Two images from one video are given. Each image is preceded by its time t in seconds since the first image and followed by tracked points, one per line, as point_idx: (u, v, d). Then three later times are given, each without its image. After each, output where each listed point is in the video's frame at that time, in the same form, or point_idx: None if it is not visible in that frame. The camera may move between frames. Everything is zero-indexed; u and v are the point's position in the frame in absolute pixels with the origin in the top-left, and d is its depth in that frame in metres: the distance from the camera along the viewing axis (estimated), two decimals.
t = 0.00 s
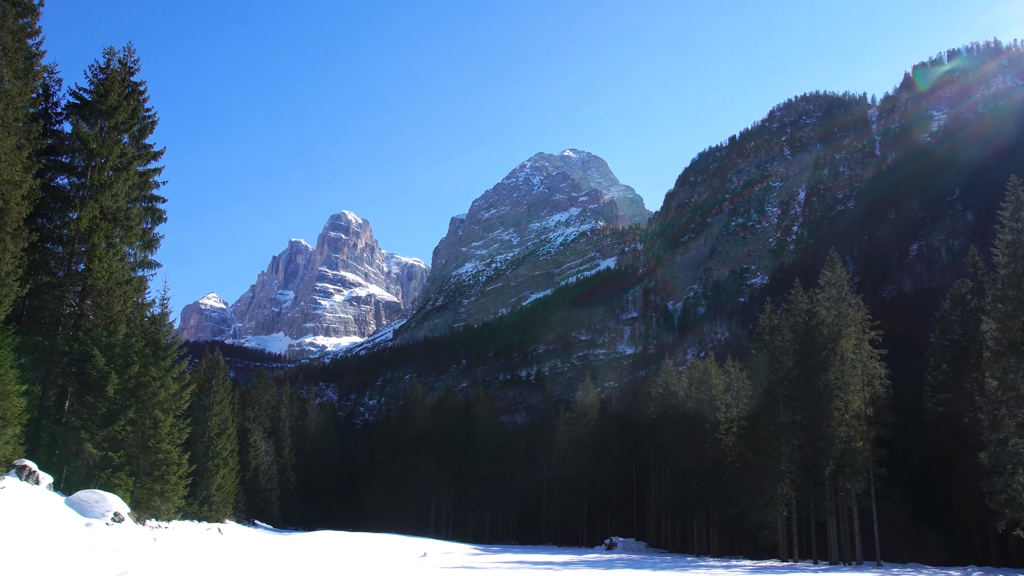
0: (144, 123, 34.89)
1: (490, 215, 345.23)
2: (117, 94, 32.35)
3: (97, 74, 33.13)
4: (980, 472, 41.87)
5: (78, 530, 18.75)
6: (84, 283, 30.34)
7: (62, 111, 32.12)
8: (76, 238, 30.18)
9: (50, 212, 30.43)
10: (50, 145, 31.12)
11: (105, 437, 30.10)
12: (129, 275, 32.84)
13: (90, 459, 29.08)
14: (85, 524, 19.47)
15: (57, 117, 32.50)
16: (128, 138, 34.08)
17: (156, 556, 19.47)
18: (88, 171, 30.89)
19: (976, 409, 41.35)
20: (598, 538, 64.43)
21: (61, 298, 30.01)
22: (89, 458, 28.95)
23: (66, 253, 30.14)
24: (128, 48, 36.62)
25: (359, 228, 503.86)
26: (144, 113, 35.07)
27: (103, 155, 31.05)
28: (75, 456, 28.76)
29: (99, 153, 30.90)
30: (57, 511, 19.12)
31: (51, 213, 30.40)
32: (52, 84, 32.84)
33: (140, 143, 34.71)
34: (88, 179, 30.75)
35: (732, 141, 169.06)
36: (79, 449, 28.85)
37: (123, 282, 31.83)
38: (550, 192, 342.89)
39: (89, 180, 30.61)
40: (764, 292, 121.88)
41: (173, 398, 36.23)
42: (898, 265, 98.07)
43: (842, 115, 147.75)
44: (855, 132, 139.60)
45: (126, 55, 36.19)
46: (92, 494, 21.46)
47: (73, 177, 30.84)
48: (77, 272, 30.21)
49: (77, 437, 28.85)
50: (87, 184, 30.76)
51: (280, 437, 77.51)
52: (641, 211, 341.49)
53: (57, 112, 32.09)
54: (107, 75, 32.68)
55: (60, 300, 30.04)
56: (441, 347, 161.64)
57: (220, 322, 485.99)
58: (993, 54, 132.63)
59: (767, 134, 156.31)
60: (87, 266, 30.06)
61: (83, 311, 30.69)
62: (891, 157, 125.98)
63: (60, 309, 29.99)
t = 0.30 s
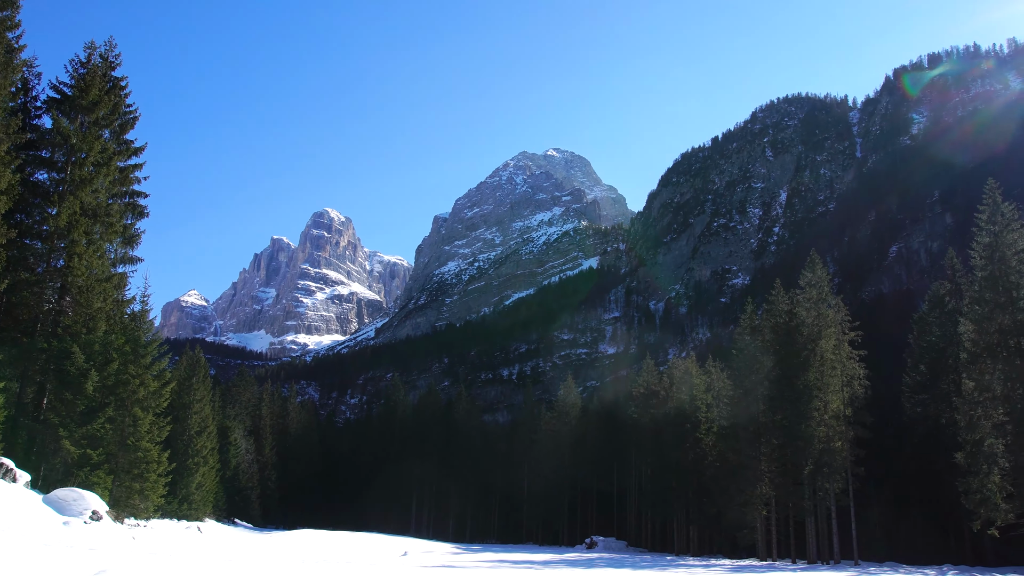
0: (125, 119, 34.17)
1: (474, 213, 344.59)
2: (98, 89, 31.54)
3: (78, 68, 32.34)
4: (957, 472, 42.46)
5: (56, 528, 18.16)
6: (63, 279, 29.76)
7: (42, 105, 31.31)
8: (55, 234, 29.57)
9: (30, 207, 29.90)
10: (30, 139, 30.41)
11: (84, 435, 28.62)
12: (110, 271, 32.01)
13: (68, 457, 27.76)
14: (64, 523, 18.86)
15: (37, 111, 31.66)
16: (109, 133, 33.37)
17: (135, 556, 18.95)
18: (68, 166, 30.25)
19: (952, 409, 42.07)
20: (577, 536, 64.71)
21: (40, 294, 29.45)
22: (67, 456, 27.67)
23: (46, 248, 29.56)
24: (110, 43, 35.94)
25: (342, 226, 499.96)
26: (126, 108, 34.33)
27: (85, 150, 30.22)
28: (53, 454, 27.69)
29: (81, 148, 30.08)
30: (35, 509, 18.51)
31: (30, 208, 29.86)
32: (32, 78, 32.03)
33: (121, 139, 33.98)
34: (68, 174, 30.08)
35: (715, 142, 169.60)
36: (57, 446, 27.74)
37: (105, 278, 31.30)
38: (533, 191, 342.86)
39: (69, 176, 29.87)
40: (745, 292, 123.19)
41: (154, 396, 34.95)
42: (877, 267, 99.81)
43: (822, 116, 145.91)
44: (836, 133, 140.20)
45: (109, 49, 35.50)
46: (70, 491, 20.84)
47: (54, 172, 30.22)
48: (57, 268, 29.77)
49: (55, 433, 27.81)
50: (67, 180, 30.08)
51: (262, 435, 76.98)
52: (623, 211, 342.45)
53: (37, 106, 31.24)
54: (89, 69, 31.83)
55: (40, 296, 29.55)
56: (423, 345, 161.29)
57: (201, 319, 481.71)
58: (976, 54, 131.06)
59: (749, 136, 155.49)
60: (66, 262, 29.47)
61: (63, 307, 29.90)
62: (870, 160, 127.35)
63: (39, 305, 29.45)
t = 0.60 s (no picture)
0: (102, 114, 32.88)
1: (454, 212, 343.05)
2: (76, 84, 30.18)
3: (54, 62, 31.01)
4: (931, 472, 42.88)
5: (27, 527, 17.19)
6: (39, 275, 28.34)
7: (16, 98, 29.99)
8: (31, 229, 28.04)
9: (4, 202, 28.42)
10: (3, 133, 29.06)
11: (58, 432, 27.79)
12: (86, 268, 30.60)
13: (43, 456, 26.71)
14: (37, 522, 17.84)
15: (10, 105, 30.31)
16: (86, 128, 32.09)
17: (111, 556, 18.11)
18: (45, 161, 28.95)
19: (926, 410, 42.30)
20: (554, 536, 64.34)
21: (14, 291, 28.14)
22: (42, 454, 26.62)
23: (21, 244, 28.14)
24: (87, 37, 34.71)
25: (321, 224, 494.83)
26: (102, 103, 33.04)
27: (62, 144, 29.04)
28: (27, 453, 26.45)
29: (57, 143, 28.88)
30: (6, 507, 17.48)
31: (4, 204, 28.37)
32: (5, 70, 30.69)
33: (98, 134, 32.71)
34: (44, 170, 28.75)
35: (694, 143, 170.12)
36: (31, 444, 26.60)
37: (81, 275, 29.75)
38: (514, 190, 342.10)
39: (46, 171, 28.49)
40: (723, 293, 124.14)
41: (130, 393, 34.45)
42: (855, 269, 101.20)
43: (801, 118, 147.71)
44: (815, 135, 141.47)
45: (85, 43, 34.32)
46: (44, 490, 19.65)
47: (30, 167, 28.89)
48: (31, 264, 28.48)
49: (29, 432, 26.67)
50: (43, 175, 28.76)
51: (238, 434, 74.90)
52: (603, 211, 343.25)
53: (11, 99, 29.95)
54: (66, 62, 30.47)
55: (13, 293, 28.18)
56: (403, 343, 160.06)
57: (179, 317, 474.71)
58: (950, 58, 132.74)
59: (729, 137, 156.75)
60: (42, 258, 28.03)
61: (37, 304, 28.86)
62: (848, 163, 128.77)
63: (12, 301, 28.10)
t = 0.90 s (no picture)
0: (78, 107, 30.92)
1: (433, 212, 341.11)
2: (51, 76, 28.49)
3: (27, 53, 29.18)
4: (904, 472, 43.37)
5: None
6: (11, 271, 26.62)
7: None
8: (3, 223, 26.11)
9: None
10: None
11: (30, 430, 27.16)
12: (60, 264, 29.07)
13: (14, 454, 26.06)
14: (7, 521, 16.86)
15: None
16: (60, 122, 30.11)
17: (84, 556, 17.24)
18: (18, 156, 27.00)
19: (899, 411, 42.85)
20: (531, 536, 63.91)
21: None
22: (13, 452, 25.95)
23: None
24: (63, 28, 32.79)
25: (299, 222, 489.06)
26: (78, 96, 31.14)
27: (36, 139, 27.27)
28: None
29: (31, 137, 27.10)
30: None
31: None
32: None
33: (73, 128, 30.77)
34: (17, 164, 26.87)
35: (673, 145, 170.95)
36: (2, 441, 25.96)
37: (56, 272, 28.36)
38: (493, 190, 341.23)
39: (19, 165, 26.68)
40: (701, 295, 124.94)
41: (104, 391, 33.47)
42: (830, 271, 102.65)
43: (779, 121, 149.21)
44: (792, 138, 142.89)
45: (61, 36, 32.46)
46: (15, 488, 18.58)
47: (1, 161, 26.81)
48: (3, 260, 26.48)
49: None
50: (16, 169, 26.86)
51: (213, 433, 72.69)
52: (581, 211, 343.56)
53: None
54: (41, 55, 28.72)
55: None
56: (380, 342, 158.45)
57: (153, 314, 465.58)
58: (921, 65, 135.58)
59: (708, 139, 157.85)
60: (14, 254, 26.23)
61: (9, 300, 27.47)
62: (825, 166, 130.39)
63: None
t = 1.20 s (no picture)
0: (51, 101, 29.74)
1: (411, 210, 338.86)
2: (24, 68, 26.86)
3: None
4: (876, 473, 43.83)
5: None
6: None
7: None
8: None
9: None
10: None
11: None
12: (31, 259, 27.81)
13: None
14: None
15: None
16: (32, 116, 28.89)
17: (53, 554, 16.30)
18: None
19: (872, 413, 43.23)
20: (507, 535, 63.53)
21: None
22: None
23: None
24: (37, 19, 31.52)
25: (276, 218, 482.20)
26: (52, 90, 29.89)
27: (7, 132, 25.49)
28: None
29: (2, 130, 25.31)
30: None
31: None
32: None
33: (46, 122, 29.58)
34: None
35: (652, 146, 171.80)
36: None
37: (27, 267, 27.25)
38: (472, 188, 340.14)
39: None
40: (678, 295, 125.63)
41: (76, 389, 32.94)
42: (805, 273, 104.05)
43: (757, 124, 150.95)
44: (769, 141, 144.62)
45: (35, 28, 31.18)
46: None
47: None
48: None
49: None
50: None
51: (188, 430, 71.77)
52: (559, 211, 343.63)
53: None
54: (13, 45, 27.21)
55: None
56: (358, 340, 156.86)
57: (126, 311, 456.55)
58: (895, 71, 138.16)
59: (686, 141, 159.02)
60: None
61: None
62: (801, 169, 132.18)
63: None
